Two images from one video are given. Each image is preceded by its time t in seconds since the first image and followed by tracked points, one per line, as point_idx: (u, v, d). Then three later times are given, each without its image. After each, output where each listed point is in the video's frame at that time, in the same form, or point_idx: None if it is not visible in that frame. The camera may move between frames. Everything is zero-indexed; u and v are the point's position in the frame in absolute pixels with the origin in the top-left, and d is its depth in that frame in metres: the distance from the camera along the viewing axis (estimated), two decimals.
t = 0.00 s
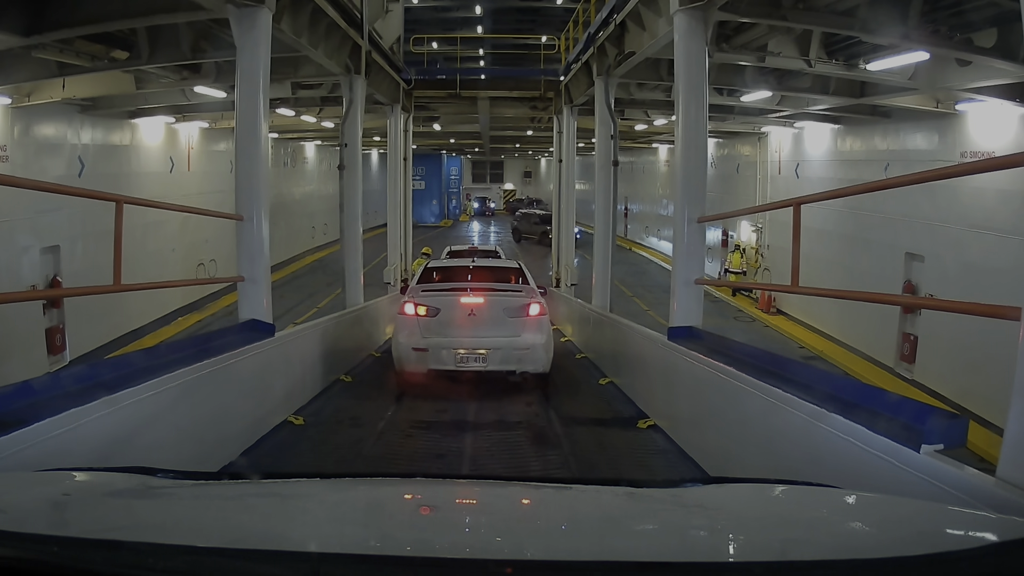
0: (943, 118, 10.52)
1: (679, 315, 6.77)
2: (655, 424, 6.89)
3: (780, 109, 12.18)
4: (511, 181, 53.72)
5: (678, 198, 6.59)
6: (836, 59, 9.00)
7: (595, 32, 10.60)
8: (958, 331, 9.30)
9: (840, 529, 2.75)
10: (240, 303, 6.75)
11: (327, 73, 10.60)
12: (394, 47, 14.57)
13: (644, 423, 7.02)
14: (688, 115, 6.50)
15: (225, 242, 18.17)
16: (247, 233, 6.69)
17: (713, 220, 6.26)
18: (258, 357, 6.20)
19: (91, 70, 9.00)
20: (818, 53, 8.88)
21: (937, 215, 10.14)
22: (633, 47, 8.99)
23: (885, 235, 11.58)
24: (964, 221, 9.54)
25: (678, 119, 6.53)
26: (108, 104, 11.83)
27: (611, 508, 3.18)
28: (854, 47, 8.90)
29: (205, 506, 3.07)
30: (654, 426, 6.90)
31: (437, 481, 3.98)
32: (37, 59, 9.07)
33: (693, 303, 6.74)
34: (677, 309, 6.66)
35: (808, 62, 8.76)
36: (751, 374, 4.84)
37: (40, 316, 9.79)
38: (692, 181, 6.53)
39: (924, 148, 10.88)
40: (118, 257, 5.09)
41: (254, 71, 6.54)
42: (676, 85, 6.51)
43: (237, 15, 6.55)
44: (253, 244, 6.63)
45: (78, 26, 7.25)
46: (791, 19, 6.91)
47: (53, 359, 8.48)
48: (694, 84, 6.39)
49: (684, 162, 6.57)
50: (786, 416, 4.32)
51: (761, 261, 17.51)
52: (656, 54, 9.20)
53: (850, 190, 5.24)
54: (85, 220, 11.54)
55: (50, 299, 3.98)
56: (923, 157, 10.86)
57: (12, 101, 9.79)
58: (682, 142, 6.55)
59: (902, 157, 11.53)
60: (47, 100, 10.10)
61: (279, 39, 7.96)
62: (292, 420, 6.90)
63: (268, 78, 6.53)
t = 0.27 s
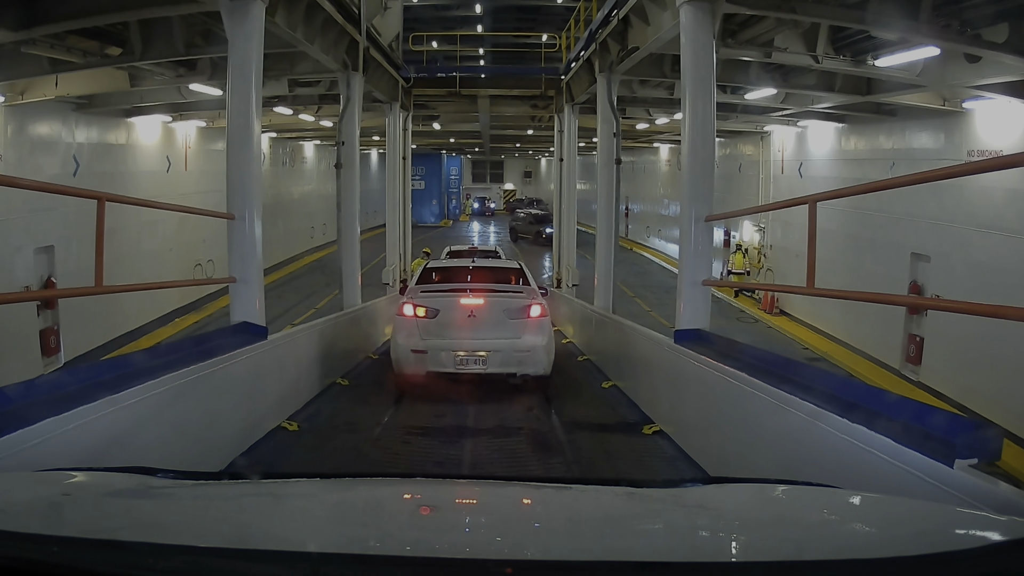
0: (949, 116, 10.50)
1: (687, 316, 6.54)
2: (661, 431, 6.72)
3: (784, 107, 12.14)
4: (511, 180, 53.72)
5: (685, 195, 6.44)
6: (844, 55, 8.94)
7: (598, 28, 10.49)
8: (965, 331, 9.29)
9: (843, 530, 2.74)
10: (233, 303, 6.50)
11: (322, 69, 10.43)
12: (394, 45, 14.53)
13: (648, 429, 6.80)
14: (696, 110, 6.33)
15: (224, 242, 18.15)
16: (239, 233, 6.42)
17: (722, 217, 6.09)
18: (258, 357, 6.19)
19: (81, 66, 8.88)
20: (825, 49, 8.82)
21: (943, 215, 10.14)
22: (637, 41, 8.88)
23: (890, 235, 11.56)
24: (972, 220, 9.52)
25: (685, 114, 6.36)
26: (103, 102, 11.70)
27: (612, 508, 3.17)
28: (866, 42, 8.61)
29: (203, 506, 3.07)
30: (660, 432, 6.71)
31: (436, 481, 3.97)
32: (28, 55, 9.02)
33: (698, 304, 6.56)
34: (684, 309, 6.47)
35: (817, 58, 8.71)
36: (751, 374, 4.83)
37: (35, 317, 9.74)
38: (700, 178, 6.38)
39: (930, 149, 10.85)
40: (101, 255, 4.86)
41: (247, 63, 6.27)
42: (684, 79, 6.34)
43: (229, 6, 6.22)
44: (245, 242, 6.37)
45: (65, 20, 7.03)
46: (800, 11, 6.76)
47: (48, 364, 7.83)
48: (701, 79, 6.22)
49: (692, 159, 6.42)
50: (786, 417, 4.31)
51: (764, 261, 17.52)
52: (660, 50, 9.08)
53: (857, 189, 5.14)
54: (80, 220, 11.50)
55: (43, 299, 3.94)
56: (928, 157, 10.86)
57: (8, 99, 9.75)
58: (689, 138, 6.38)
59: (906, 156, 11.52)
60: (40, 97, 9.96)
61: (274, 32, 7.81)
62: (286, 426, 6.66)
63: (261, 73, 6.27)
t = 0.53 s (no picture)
0: (955, 113, 10.48)
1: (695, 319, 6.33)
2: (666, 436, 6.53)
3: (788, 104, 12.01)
4: (511, 180, 53.71)
5: (692, 197, 6.34)
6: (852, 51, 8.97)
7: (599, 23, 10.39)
8: (971, 332, 9.29)
9: (845, 531, 2.72)
10: (223, 305, 6.32)
11: (320, 65, 10.36)
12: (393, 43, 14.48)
13: (653, 434, 6.61)
14: (702, 108, 6.23)
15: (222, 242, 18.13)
16: (231, 233, 6.29)
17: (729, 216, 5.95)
18: (258, 357, 6.18)
19: (72, 61, 8.70)
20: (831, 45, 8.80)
21: (950, 213, 10.12)
22: (641, 35, 8.79)
23: (895, 235, 11.54)
24: (978, 219, 9.49)
25: (691, 114, 6.26)
26: (97, 100, 11.62)
27: (612, 508, 3.16)
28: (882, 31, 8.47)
29: (203, 506, 3.06)
30: (665, 437, 6.51)
31: (436, 481, 3.97)
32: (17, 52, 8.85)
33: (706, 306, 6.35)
34: (689, 313, 6.32)
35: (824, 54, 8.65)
36: (751, 374, 4.82)
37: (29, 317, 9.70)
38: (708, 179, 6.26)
39: (937, 148, 10.83)
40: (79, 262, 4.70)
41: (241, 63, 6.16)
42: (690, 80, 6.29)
43: None
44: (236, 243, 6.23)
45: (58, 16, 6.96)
46: (807, 4, 6.68)
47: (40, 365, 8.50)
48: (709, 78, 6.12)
49: (699, 161, 6.32)
50: (786, 417, 4.30)
51: (766, 261, 17.49)
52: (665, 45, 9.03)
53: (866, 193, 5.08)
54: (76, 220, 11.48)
55: (34, 300, 3.91)
56: (936, 156, 10.83)
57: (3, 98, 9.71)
58: (696, 139, 6.29)
59: (911, 154, 11.50)
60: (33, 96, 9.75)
61: (267, 26, 7.70)
62: (279, 431, 6.48)
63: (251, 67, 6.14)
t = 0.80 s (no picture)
0: (959, 111, 10.48)
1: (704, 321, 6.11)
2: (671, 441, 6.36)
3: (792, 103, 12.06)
4: (511, 180, 53.70)
5: (698, 194, 6.11)
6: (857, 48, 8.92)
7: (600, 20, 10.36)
8: (975, 333, 9.29)
9: (847, 531, 2.71)
10: (216, 307, 6.15)
11: (318, 62, 10.23)
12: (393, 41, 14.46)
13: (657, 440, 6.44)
14: (710, 104, 6.00)
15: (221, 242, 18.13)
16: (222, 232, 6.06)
17: (735, 215, 5.74)
18: (257, 356, 6.17)
19: (66, 58, 8.69)
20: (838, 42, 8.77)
21: (955, 213, 10.12)
22: (645, 31, 8.73)
23: (900, 235, 11.54)
24: (984, 218, 9.47)
25: (697, 109, 6.04)
26: (92, 98, 11.62)
27: (612, 508, 3.15)
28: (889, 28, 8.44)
29: (202, 505, 3.05)
30: (671, 444, 6.33)
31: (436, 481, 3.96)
32: (10, 48, 8.85)
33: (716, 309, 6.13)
34: (696, 315, 6.11)
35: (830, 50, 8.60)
36: (751, 375, 4.81)
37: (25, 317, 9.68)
38: (715, 176, 6.02)
39: (940, 146, 10.83)
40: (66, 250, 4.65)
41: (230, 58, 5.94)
42: (694, 76, 6.06)
43: None
44: (228, 243, 6.04)
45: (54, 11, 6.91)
46: None
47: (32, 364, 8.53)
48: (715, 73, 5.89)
49: (705, 157, 6.07)
50: (786, 417, 4.30)
51: (768, 261, 17.50)
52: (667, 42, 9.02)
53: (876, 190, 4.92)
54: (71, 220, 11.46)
55: (29, 301, 3.90)
56: (938, 155, 10.83)
57: None
58: (703, 135, 6.06)
59: (915, 154, 11.49)
60: (27, 93, 9.74)
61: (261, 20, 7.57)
62: (273, 436, 6.33)
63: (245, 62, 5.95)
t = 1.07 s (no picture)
0: (963, 110, 10.48)
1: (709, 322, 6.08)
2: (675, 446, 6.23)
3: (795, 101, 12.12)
4: (510, 180, 53.76)
5: (704, 192, 6.06)
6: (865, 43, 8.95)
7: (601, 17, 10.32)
8: (979, 333, 9.29)
9: (849, 530, 2.70)
10: (206, 304, 6.08)
11: (314, 59, 10.12)
12: (392, 38, 14.46)
13: (662, 444, 6.34)
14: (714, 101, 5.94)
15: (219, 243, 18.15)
16: (215, 229, 5.93)
17: (740, 214, 5.68)
18: (256, 356, 6.17)
19: (59, 55, 8.73)
20: (843, 37, 8.78)
21: (960, 212, 10.12)
22: (648, 26, 8.69)
23: (904, 234, 11.55)
24: (990, 217, 9.46)
25: (702, 107, 5.99)
26: (88, 97, 11.63)
27: (612, 508, 3.15)
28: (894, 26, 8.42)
29: (201, 506, 3.04)
30: (675, 449, 6.21)
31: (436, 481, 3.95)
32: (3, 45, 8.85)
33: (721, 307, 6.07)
34: (702, 314, 6.09)
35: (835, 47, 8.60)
36: (751, 374, 4.81)
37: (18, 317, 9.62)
38: (720, 173, 5.95)
39: (944, 146, 10.84)
40: (45, 245, 4.62)
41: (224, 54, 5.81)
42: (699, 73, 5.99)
43: None
44: (219, 240, 5.94)
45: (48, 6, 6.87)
46: None
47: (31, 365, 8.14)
48: (720, 71, 5.82)
49: (710, 155, 6.01)
50: (787, 416, 4.29)
51: (770, 261, 17.50)
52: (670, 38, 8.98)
53: (880, 188, 4.87)
54: (67, 219, 11.44)
55: (24, 301, 3.89)
56: (942, 154, 10.83)
57: None
58: (708, 132, 6.00)
59: (918, 153, 11.50)
60: (21, 92, 9.77)
61: (253, 14, 7.43)
62: (267, 440, 6.19)
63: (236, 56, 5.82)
